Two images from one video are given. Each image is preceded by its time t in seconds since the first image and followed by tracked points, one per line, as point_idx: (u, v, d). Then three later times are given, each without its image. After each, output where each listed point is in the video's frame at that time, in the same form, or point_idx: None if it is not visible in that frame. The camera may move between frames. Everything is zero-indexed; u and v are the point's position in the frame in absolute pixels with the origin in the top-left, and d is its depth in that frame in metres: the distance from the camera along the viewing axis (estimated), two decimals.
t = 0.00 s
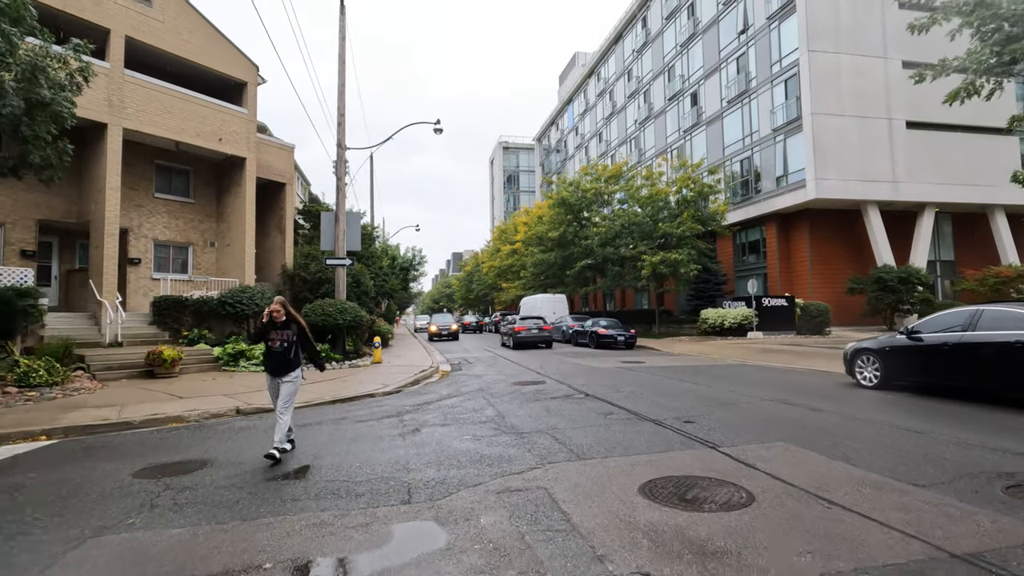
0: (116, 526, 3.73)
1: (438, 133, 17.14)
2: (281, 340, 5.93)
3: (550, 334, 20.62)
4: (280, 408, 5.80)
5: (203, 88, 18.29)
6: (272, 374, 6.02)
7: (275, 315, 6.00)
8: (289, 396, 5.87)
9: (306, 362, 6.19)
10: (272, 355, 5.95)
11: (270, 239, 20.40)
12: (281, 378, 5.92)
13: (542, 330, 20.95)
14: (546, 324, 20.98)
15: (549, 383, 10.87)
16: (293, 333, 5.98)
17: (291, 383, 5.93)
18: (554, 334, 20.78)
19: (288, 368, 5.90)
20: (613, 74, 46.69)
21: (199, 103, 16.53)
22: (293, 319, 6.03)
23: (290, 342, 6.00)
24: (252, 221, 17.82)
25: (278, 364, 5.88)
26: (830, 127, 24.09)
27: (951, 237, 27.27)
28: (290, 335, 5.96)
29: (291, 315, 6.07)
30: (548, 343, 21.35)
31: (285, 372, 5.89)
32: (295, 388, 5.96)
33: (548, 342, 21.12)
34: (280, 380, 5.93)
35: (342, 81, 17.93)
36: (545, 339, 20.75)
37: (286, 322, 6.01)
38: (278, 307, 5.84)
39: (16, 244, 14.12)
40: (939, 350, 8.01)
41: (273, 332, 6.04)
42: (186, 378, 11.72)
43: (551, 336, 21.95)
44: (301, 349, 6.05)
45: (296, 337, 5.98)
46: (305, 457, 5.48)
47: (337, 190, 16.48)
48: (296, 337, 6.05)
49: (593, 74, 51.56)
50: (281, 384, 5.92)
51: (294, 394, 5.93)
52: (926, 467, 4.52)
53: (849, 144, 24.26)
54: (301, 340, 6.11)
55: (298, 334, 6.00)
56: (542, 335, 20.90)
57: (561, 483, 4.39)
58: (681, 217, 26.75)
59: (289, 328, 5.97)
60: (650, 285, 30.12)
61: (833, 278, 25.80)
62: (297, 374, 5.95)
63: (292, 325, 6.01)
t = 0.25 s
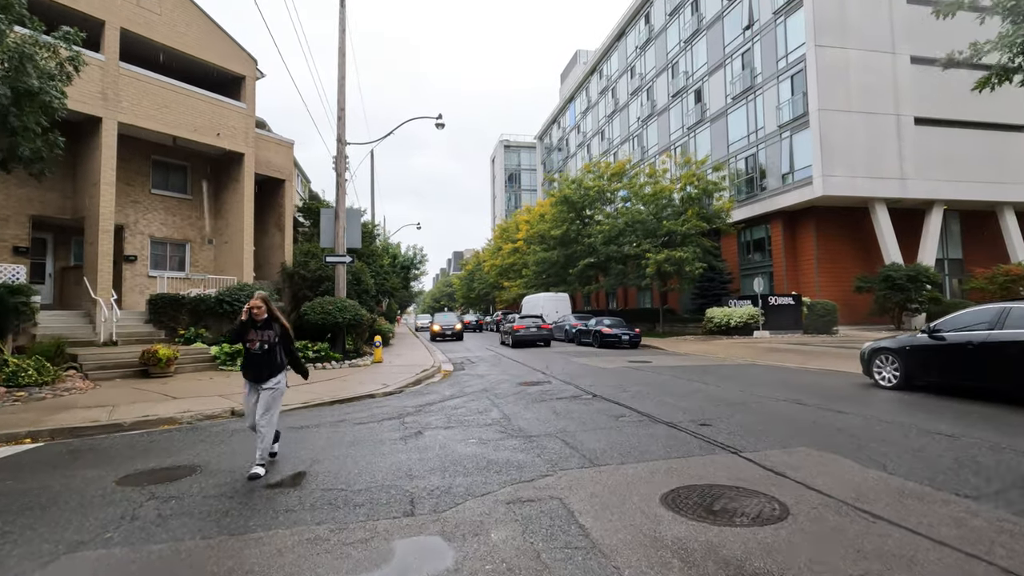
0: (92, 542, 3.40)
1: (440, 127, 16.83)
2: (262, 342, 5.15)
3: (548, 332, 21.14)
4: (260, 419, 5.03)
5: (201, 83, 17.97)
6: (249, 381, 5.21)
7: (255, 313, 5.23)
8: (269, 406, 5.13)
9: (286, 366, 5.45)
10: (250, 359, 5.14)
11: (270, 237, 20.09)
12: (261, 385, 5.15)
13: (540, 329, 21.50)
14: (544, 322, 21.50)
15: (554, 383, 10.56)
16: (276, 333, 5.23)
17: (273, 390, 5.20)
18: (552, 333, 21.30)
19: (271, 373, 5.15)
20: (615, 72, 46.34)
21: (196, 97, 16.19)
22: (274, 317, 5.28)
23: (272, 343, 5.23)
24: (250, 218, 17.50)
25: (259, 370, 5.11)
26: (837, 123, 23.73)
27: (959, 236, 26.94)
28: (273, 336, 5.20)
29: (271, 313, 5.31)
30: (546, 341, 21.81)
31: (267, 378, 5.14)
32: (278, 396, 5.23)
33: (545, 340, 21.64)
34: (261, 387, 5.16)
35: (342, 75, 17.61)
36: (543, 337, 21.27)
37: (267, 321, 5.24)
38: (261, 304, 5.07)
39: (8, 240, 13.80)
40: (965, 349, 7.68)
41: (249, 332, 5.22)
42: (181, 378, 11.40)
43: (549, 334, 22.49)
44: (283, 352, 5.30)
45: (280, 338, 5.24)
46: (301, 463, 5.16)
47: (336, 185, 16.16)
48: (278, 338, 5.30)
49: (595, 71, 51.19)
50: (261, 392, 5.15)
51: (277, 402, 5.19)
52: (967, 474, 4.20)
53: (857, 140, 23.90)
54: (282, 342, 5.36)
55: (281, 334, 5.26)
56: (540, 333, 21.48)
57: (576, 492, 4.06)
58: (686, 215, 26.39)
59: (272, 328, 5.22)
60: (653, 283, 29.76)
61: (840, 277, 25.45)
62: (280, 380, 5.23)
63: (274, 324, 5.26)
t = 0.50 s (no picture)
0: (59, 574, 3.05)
1: (443, 125, 16.48)
2: (234, 349, 4.41)
3: (547, 333, 21.82)
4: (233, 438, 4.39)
5: (199, 79, 17.65)
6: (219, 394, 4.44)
7: (224, 315, 4.45)
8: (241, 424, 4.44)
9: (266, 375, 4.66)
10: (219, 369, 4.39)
11: (270, 237, 19.77)
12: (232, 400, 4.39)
13: (540, 330, 22.16)
14: (543, 323, 22.12)
15: (562, 388, 10.19)
16: (250, 338, 4.50)
17: (247, 405, 4.45)
18: (551, 334, 21.99)
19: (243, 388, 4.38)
20: (619, 70, 45.97)
21: (194, 94, 15.87)
22: (248, 319, 4.55)
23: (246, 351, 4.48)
24: (249, 217, 17.17)
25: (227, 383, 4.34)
26: (847, 120, 23.32)
27: (970, 235, 26.50)
28: (247, 341, 4.46)
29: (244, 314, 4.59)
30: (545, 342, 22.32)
31: (241, 392, 4.38)
32: (253, 412, 4.49)
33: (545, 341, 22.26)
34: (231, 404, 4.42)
35: (344, 71, 17.29)
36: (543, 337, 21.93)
37: (239, 324, 4.51)
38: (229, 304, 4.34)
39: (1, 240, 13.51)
40: (999, 354, 7.29)
41: (218, 337, 4.48)
42: (176, 382, 11.06)
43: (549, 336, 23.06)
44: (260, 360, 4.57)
45: (255, 344, 4.51)
46: (296, 479, 4.78)
47: (337, 184, 15.81)
48: (253, 344, 4.54)
49: (598, 70, 50.83)
50: (232, 408, 4.39)
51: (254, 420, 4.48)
52: None
53: (867, 138, 23.48)
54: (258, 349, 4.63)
55: (257, 340, 4.53)
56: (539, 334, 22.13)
57: (595, 515, 3.68)
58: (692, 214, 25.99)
59: (246, 333, 4.49)
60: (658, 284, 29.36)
61: (849, 278, 25.03)
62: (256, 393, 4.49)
63: (248, 328, 4.53)
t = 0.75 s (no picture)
0: None
1: (445, 119, 16.16)
2: (188, 351, 3.70)
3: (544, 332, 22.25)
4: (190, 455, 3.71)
5: (197, 73, 17.35)
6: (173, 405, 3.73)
7: (179, 310, 3.73)
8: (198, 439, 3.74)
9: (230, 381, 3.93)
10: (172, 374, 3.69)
11: (268, 234, 19.46)
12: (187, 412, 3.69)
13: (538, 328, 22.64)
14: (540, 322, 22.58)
15: (567, 388, 9.87)
16: (210, 339, 3.77)
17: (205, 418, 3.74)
18: (548, 332, 22.43)
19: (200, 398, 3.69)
20: (621, 67, 45.63)
21: (190, 87, 15.55)
22: (208, 316, 3.82)
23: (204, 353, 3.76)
24: (247, 213, 16.86)
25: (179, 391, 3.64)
26: (855, 116, 22.95)
27: (979, 233, 26.12)
28: (205, 342, 3.75)
29: (204, 309, 3.87)
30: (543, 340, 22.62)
31: (198, 403, 3.68)
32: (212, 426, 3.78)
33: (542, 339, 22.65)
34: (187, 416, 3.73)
35: (343, 64, 16.97)
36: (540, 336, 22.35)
37: (197, 320, 3.80)
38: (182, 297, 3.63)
39: None
40: None
41: (172, 336, 3.77)
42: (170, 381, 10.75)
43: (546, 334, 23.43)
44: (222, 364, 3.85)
45: (216, 346, 3.79)
46: (288, 485, 4.46)
47: (337, 179, 15.49)
48: (213, 345, 3.82)
49: (601, 68, 50.45)
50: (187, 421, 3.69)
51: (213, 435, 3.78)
52: None
53: (874, 134, 23.11)
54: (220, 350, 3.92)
55: (218, 341, 3.80)
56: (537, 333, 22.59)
57: (612, 527, 3.36)
58: (697, 211, 25.62)
59: (205, 331, 3.78)
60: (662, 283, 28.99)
61: (855, 276, 24.67)
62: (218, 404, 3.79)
63: (209, 326, 3.81)
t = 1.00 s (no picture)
0: None
1: (446, 114, 15.77)
2: (126, 359, 2.94)
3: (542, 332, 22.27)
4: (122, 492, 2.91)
5: (193, 68, 16.97)
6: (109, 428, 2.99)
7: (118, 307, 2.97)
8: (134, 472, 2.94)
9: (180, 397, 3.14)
10: (109, 387, 2.95)
11: (267, 232, 19.09)
12: (124, 435, 2.93)
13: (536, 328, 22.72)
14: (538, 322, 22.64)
15: (574, 391, 9.49)
16: (155, 343, 3.00)
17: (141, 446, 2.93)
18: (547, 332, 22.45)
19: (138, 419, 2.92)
20: (624, 65, 45.19)
21: (186, 82, 15.17)
22: (156, 316, 3.06)
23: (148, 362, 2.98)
24: (245, 211, 16.48)
25: (112, 410, 2.90)
26: (864, 112, 22.53)
27: (988, 232, 25.71)
28: (149, 348, 2.97)
29: (150, 306, 3.09)
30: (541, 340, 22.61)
31: (132, 424, 2.91)
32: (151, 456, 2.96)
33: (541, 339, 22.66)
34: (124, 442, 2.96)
35: (342, 59, 16.58)
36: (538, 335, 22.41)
37: (140, 320, 3.02)
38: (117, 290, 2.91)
39: None
40: None
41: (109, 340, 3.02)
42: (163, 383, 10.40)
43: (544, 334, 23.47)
44: (172, 375, 3.09)
45: (161, 352, 3.01)
46: (278, 502, 4.09)
47: (336, 176, 15.11)
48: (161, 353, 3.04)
49: (603, 65, 50.01)
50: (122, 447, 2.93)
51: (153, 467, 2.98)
52: None
53: (884, 131, 22.70)
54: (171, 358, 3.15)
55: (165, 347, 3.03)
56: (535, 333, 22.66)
57: (639, 557, 2.98)
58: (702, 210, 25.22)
59: (152, 335, 3.00)
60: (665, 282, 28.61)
61: (864, 275, 24.26)
62: (163, 426, 3.00)
63: (156, 329, 3.04)
